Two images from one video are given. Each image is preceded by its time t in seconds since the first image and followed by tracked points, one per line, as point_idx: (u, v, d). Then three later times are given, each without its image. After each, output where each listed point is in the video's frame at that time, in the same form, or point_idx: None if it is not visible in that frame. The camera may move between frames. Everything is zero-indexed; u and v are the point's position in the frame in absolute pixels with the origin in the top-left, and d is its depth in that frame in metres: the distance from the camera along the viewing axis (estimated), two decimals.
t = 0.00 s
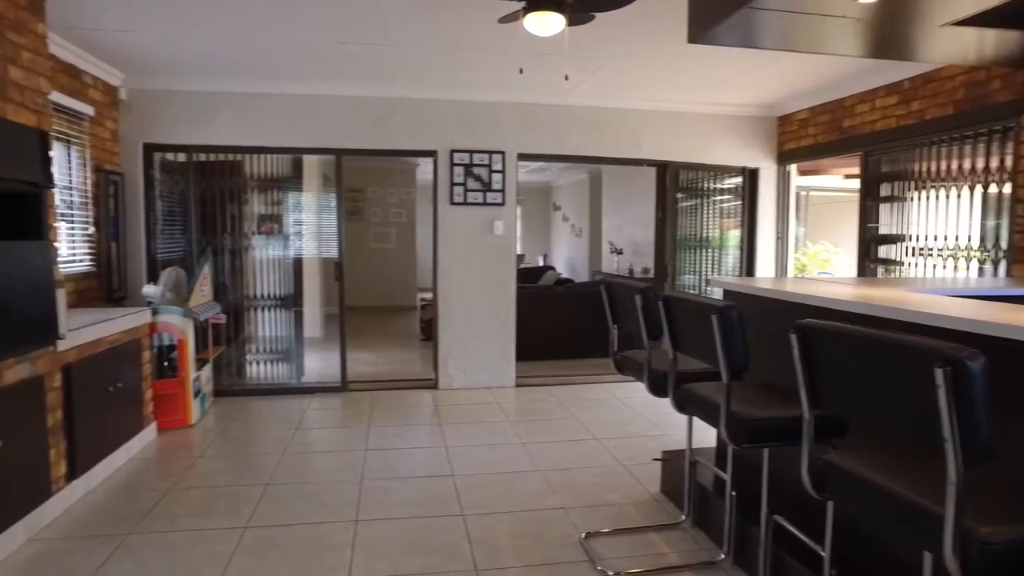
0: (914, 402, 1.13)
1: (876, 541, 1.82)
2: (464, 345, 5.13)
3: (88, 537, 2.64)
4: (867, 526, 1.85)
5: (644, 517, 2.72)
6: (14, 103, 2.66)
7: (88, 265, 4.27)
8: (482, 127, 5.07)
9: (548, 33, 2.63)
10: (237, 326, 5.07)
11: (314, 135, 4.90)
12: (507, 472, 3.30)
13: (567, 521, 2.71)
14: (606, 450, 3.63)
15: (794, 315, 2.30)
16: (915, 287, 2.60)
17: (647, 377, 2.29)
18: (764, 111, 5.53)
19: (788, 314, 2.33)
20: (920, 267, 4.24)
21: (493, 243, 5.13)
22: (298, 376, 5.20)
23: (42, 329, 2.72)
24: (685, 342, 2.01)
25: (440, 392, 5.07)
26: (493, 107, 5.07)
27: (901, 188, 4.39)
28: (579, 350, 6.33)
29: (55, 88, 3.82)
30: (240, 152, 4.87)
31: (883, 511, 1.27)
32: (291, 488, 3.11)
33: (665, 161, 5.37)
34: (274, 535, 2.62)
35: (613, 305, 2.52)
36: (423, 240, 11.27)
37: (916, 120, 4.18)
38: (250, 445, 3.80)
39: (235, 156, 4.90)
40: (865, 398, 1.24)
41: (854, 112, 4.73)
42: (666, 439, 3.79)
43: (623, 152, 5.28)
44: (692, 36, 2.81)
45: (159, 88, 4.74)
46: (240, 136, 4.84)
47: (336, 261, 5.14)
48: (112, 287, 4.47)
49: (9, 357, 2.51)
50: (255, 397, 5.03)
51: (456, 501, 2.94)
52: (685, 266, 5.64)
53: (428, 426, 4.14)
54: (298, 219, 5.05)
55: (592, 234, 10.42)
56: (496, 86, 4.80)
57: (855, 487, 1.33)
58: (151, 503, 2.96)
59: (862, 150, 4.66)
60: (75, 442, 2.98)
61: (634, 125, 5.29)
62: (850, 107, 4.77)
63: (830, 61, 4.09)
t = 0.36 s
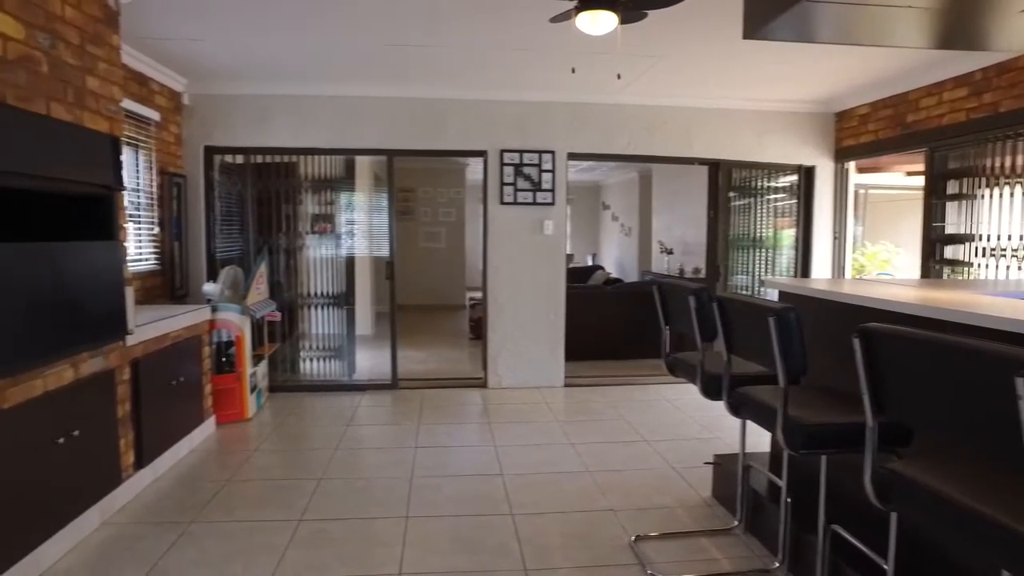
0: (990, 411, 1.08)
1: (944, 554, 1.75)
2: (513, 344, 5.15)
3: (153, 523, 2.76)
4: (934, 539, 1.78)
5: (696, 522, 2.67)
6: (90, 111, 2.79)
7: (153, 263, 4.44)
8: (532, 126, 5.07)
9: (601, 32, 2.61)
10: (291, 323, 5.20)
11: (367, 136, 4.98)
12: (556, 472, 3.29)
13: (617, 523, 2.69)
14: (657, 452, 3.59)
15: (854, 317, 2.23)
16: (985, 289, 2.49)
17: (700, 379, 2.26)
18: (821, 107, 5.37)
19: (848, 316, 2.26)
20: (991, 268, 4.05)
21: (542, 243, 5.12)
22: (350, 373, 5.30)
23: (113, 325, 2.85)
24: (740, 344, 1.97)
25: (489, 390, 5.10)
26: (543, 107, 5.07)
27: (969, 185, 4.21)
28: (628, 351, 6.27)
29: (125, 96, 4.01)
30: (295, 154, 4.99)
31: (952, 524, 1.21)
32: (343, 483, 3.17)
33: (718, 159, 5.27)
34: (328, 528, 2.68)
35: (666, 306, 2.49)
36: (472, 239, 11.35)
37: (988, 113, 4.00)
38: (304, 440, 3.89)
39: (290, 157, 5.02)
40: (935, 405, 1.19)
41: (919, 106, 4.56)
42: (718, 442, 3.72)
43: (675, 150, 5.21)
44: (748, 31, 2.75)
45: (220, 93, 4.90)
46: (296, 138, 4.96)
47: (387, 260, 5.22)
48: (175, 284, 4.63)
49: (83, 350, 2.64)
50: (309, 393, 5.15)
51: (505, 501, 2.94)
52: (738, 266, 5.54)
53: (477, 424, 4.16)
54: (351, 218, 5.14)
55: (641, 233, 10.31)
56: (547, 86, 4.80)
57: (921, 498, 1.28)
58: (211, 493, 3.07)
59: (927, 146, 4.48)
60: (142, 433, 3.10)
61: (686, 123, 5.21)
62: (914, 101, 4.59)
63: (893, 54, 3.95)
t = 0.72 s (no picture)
0: None
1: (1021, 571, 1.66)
2: (563, 344, 5.13)
3: (215, 512, 2.84)
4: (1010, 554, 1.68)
5: (751, 529, 2.61)
6: (158, 116, 2.89)
7: (214, 261, 4.58)
8: (583, 125, 5.03)
9: (655, 29, 2.57)
10: (345, 321, 5.30)
11: (419, 136, 5.04)
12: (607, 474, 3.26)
13: (669, 527, 2.64)
14: (710, 456, 3.51)
15: (923, 321, 2.14)
16: None
17: (757, 384, 2.20)
18: (884, 102, 5.18)
19: (916, 319, 2.17)
20: None
21: (593, 242, 5.08)
22: (401, 371, 5.38)
23: (178, 320, 2.95)
24: (801, 346, 1.91)
25: (539, 390, 5.09)
26: (594, 105, 5.03)
27: None
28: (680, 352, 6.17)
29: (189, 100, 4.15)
30: (349, 154, 5.08)
31: None
32: (394, 480, 3.21)
33: (774, 157, 5.14)
34: (379, 523, 2.72)
35: (722, 307, 2.44)
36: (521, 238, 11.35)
37: None
38: (357, 436, 3.96)
39: (344, 158, 5.11)
40: (1016, 415, 1.13)
41: (994, 99, 4.33)
42: (773, 447, 3.62)
43: (729, 147, 5.10)
44: (809, 24, 2.67)
45: (277, 96, 5.02)
46: (350, 139, 5.06)
47: (439, 260, 5.26)
48: (234, 283, 4.76)
49: (150, 344, 2.74)
50: (361, 390, 5.24)
51: (555, 501, 2.93)
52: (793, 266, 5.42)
53: (527, 424, 4.16)
54: (402, 217, 5.20)
55: (693, 232, 10.15)
56: (598, 84, 4.76)
57: (997, 510, 1.22)
58: (269, 485, 3.15)
59: (1003, 140, 4.27)
60: (204, 425, 3.20)
61: (741, 120, 5.10)
62: (990, 93, 4.36)
63: (964, 44, 3.77)
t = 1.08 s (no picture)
0: None
1: None
2: (616, 345, 5.07)
3: (272, 506, 2.91)
4: None
5: (812, 540, 2.52)
6: (220, 119, 2.96)
7: (272, 260, 4.70)
8: (637, 123, 4.96)
9: (714, 23, 2.50)
10: (398, 319, 5.36)
11: (472, 136, 5.06)
12: (661, 479, 3.20)
13: (725, 535, 2.58)
14: (767, 463, 3.41)
15: (1004, 328, 2.02)
16: None
17: (819, 390, 2.12)
18: (957, 96, 4.94)
19: (997, 326, 2.04)
20: None
21: (647, 242, 5.00)
22: (453, 370, 5.41)
23: (237, 318, 3.02)
24: (868, 352, 1.83)
25: (591, 391, 5.05)
26: (649, 103, 4.95)
27: None
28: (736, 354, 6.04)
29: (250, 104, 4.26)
30: (403, 155, 5.15)
31: None
32: (445, 479, 3.22)
33: (836, 155, 4.96)
34: (431, 522, 2.73)
35: (782, 310, 2.36)
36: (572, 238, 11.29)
37: None
38: (410, 434, 4.01)
39: (398, 158, 5.18)
40: None
41: None
42: (834, 456, 3.50)
43: (790, 144, 4.94)
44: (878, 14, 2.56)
45: (334, 98, 5.12)
46: (404, 141, 5.11)
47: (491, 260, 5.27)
48: (291, 281, 4.87)
49: (212, 340, 2.82)
50: (414, 388, 5.30)
51: (607, 505, 2.89)
52: (856, 268, 5.21)
53: (578, 425, 4.12)
54: (455, 217, 5.23)
55: (750, 232, 9.91)
56: (653, 81, 4.69)
57: None
58: (324, 481, 3.20)
59: None
60: (262, 420, 3.28)
61: (802, 116, 4.94)
62: None
63: None
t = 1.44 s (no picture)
0: None
1: None
2: (654, 347, 4.98)
3: (307, 505, 2.91)
4: None
5: (859, 555, 2.42)
6: (258, 120, 2.98)
7: (309, 260, 4.74)
8: (677, 121, 4.87)
9: (760, 16, 2.41)
10: (433, 319, 5.36)
11: (509, 135, 5.02)
12: (700, 486, 3.11)
13: (767, 547, 2.49)
14: (811, 471, 3.30)
15: None
16: None
17: (869, 398, 2.02)
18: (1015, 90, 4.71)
19: None
20: None
21: (687, 242, 4.90)
22: (488, 370, 5.39)
23: (274, 317, 3.04)
24: (925, 361, 1.74)
25: (628, 394, 4.97)
26: (690, 101, 4.85)
27: None
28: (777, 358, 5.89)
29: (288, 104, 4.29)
30: (440, 155, 5.14)
31: None
32: (479, 482, 3.19)
33: (886, 152, 4.78)
34: (464, 526, 2.70)
35: (828, 313, 2.27)
36: (609, 238, 11.17)
37: None
38: (444, 434, 3.99)
39: (435, 158, 5.18)
40: None
41: None
42: (883, 466, 3.36)
43: (836, 141, 4.79)
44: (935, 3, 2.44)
45: (371, 98, 5.14)
46: (441, 140, 5.11)
47: (527, 260, 5.23)
48: (328, 281, 4.90)
49: (249, 340, 2.83)
50: (449, 389, 5.29)
51: (644, 512, 2.83)
52: (907, 270, 4.99)
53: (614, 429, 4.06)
54: (491, 217, 5.21)
55: (792, 232, 9.68)
56: (694, 77, 4.59)
57: None
58: (358, 481, 3.20)
59: None
60: (297, 419, 3.30)
61: (850, 113, 4.78)
62: None
63: None
